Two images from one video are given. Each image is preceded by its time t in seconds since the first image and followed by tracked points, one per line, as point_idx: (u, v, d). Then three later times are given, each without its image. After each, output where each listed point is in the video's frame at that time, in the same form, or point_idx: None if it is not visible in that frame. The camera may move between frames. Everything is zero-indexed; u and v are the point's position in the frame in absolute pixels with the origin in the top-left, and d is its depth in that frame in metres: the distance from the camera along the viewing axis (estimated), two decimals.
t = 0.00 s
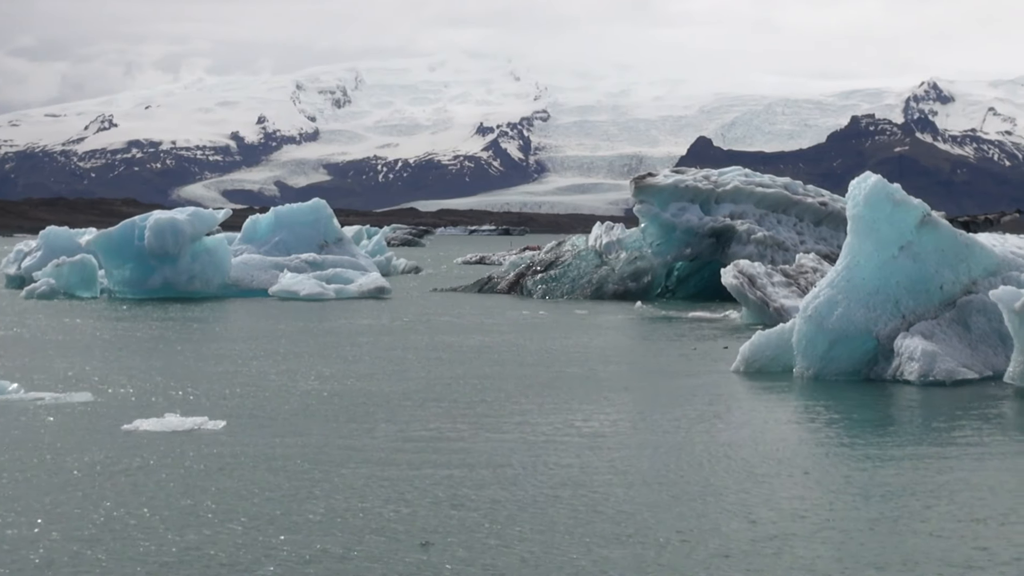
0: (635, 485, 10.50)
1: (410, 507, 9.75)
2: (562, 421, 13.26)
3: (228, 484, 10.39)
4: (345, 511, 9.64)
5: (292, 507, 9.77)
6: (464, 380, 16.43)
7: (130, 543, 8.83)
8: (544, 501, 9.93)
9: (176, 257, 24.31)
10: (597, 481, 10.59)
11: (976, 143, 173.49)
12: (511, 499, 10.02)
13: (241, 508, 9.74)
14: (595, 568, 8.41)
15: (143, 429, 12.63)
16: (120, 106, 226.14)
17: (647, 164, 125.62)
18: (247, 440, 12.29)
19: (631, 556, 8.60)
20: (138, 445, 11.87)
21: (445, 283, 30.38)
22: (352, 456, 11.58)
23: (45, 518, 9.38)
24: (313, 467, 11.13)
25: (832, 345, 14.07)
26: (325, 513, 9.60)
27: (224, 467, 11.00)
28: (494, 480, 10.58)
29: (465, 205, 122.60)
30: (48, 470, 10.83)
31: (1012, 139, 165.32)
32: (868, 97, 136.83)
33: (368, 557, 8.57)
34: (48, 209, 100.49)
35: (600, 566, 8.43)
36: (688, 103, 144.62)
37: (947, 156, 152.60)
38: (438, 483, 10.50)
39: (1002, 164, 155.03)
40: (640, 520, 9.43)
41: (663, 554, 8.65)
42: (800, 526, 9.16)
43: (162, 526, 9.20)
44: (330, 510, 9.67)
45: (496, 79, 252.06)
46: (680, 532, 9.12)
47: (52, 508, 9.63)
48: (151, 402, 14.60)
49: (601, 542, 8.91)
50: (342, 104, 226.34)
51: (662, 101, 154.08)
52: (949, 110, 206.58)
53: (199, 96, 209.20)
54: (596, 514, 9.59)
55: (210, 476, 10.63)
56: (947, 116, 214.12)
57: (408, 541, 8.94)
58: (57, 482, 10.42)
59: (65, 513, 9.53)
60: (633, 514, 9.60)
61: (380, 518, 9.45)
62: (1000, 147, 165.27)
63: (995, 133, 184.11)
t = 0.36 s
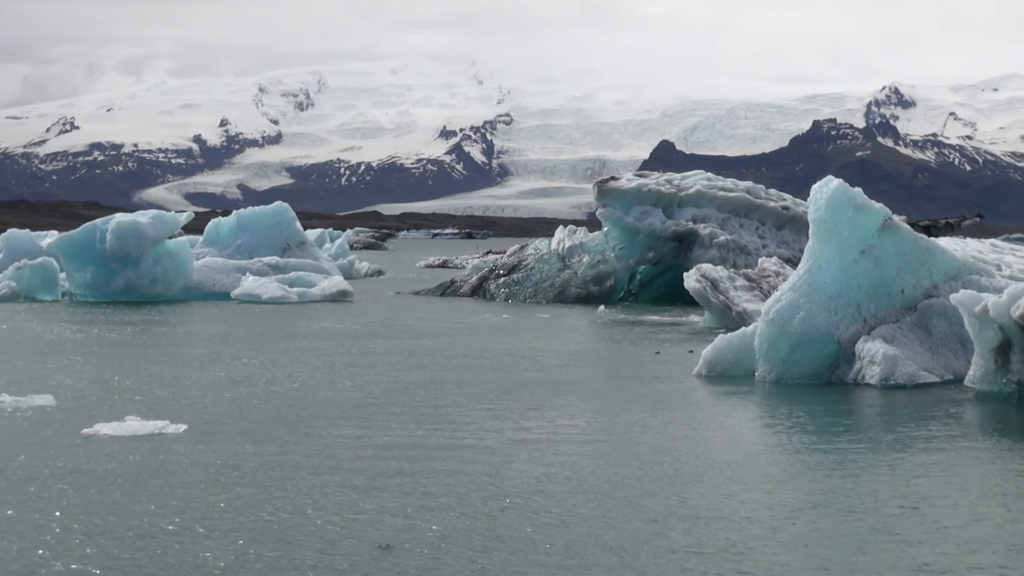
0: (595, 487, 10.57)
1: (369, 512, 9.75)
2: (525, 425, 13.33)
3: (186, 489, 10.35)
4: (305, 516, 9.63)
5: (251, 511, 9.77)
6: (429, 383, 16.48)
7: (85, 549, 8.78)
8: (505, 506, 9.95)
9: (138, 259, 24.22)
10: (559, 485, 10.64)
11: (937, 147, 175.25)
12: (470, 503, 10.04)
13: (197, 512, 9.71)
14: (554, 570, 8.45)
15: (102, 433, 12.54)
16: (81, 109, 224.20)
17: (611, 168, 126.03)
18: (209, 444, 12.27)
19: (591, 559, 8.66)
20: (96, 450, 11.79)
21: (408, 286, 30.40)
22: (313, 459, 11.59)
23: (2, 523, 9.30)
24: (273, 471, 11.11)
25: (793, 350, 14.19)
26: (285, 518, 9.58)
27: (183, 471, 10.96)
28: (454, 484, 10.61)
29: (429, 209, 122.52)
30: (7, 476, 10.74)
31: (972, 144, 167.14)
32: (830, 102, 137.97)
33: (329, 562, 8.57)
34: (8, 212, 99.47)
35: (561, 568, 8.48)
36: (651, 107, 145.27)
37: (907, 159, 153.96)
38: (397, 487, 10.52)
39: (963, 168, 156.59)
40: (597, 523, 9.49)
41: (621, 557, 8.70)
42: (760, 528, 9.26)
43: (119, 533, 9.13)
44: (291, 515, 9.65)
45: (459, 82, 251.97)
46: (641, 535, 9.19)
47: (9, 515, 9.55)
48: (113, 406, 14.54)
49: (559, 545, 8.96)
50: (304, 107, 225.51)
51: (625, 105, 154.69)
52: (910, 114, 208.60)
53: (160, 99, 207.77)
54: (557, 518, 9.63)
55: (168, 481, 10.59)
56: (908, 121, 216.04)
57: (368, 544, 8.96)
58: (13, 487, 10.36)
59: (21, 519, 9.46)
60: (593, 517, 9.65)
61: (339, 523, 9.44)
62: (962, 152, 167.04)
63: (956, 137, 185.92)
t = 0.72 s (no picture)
0: (552, 491, 10.66)
1: (328, 515, 9.78)
2: (487, 427, 13.42)
3: (145, 493, 10.34)
4: (264, 519, 9.65)
5: (210, 514, 9.78)
6: (391, 386, 16.53)
7: (35, 554, 8.75)
8: (465, 509, 10.03)
9: (97, 262, 24.10)
10: (517, 488, 10.72)
11: (895, 151, 177.09)
12: (430, 506, 10.10)
13: (155, 516, 9.70)
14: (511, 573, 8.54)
15: (59, 437, 12.49)
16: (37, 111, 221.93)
17: (571, 171, 126.37)
18: (168, 448, 12.25)
19: (548, 562, 8.74)
20: (54, 454, 11.74)
21: (368, 289, 30.41)
22: (273, 463, 11.61)
23: None
24: (232, 475, 11.12)
25: (753, 353, 14.35)
26: (244, 522, 9.59)
27: (142, 475, 10.96)
28: (413, 488, 10.67)
29: (390, 211, 122.32)
30: None
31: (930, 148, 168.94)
32: (789, 106, 139.06)
33: (288, 565, 8.61)
34: None
35: (518, 571, 8.57)
36: (612, 111, 145.80)
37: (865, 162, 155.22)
38: (357, 490, 10.57)
39: (920, 172, 158.28)
40: (555, 525, 9.57)
41: (579, 559, 8.80)
42: (715, 531, 9.38)
43: (76, 538, 9.12)
44: (250, 518, 9.67)
45: (420, 85, 251.68)
46: (599, 538, 9.27)
47: None
48: (71, 410, 14.46)
49: (518, 547, 9.05)
50: (265, 109, 224.51)
51: (585, 108, 155.17)
52: (868, 119, 210.53)
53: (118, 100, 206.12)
54: (516, 520, 9.71)
55: (127, 485, 10.57)
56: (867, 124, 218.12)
57: (326, 547, 9.00)
58: None
59: None
60: (550, 520, 9.74)
61: (298, 526, 9.49)
62: (920, 156, 168.86)
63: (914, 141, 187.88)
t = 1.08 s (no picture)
0: (509, 492, 10.76)
1: (285, 517, 9.84)
2: (446, 430, 13.49)
3: (100, 496, 10.33)
4: (222, 522, 9.69)
5: (166, 517, 9.80)
6: (350, 389, 16.55)
7: None
8: (423, 511, 10.11)
9: (54, 264, 23.92)
10: (474, 490, 10.81)
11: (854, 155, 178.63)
12: (387, 508, 10.17)
13: (112, 519, 9.71)
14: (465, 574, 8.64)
15: (14, 440, 12.42)
16: None
17: (531, 173, 126.54)
18: (124, 450, 12.23)
19: (505, 563, 8.84)
20: (9, 457, 11.68)
21: (327, 291, 30.35)
22: (230, 465, 11.64)
23: None
24: (190, 477, 11.12)
25: (712, 355, 14.53)
26: (201, 524, 9.63)
27: (98, 478, 10.94)
28: (371, 490, 10.73)
29: (349, 213, 121.88)
30: None
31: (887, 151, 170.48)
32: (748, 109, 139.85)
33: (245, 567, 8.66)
34: None
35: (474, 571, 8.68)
36: (571, 114, 146.14)
37: (824, 166, 156.34)
38: (314, 492, 10.63)
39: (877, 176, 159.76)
40: (511, 527, 9.68)
41: (536, 561, 8.90)
42: (670, 533, 9.52)
43: (32, 541, 9.11)
44: (207, 521, 9.70)
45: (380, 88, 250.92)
46: (555, 539, 9.38)
47: None
48: (27, 413, 14.37)
49: (474, 549, 9.14)
50: (223, 111, 223.06)
51: (545, 111, 155.42)
52: (826, 121, 212.17)
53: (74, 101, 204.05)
54: (473, 522, 9.81)
55: (82, 488, 10.55)
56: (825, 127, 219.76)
57: (284, 549, 9.06)
58: None
59: None
60: (505, 522, 9.85)
61: (256, 528, 9.54)
62: (878, 159, 170.44)
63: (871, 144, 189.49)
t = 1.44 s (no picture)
0: (463, 495, 10.88)
1: (240, 519, 9.89)
2: (402, 432, 13.58)
3: (53, 499, 10.35)
4: (177, 524, 9.74)
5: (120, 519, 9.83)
6: (307, 390, 16.62)
7: None
8: (380, 513, 10.20)
9: (10, 265, 23.79)
10: (429, 492, 10.92)
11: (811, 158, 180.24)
12: (343, 511, 10.26)
13: (65, 522, 9.73)
14: None
15: None
16: None
17: (489, 176, 126.72)
18: (79, 451, 12.25)
19: (457, 565, 8.95)
20: None
21: (285, 293, 30.34)
22: (187, 467, 11.68)
23: None
24: (144, 479, 11.16)
25: (670, 357, 14.73)
26: (156, 526, 9.68)
27: (52, 480, 10.96)
28: (327, 493, 10.81)
29: (307, 215, 121.46)
30: None
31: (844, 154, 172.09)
32: (705, 112, 140.72)
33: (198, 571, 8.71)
34: None
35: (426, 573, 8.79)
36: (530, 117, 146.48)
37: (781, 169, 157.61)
38: (271, 495, 10.69)
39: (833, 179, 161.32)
40: (465, 529, 9.80)
41: (488, 563, 9.02)
42: (622, 534, 9.67)
43: None
44: (161, 523, 9.74)
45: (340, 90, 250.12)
46: (512, 540, 9.54)
47: None
48: None
49: (427, 551, 9.25)
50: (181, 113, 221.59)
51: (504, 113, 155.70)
52: (784, 124, 213.91)
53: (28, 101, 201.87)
54: (428, 525, 9.91)
55: (36, 490, 10.57)
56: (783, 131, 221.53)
57: (239, 552, 9.12)
58: None
59: None
60: (459, 524, 9.97)
61: (211, 531, 9.60)
62: (834, 162, 172.09)
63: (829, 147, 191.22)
